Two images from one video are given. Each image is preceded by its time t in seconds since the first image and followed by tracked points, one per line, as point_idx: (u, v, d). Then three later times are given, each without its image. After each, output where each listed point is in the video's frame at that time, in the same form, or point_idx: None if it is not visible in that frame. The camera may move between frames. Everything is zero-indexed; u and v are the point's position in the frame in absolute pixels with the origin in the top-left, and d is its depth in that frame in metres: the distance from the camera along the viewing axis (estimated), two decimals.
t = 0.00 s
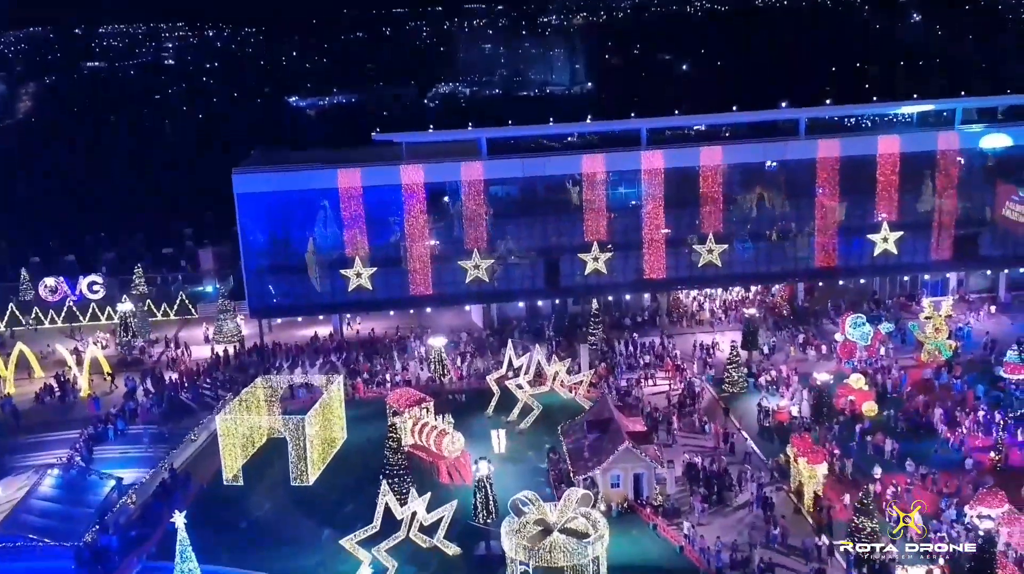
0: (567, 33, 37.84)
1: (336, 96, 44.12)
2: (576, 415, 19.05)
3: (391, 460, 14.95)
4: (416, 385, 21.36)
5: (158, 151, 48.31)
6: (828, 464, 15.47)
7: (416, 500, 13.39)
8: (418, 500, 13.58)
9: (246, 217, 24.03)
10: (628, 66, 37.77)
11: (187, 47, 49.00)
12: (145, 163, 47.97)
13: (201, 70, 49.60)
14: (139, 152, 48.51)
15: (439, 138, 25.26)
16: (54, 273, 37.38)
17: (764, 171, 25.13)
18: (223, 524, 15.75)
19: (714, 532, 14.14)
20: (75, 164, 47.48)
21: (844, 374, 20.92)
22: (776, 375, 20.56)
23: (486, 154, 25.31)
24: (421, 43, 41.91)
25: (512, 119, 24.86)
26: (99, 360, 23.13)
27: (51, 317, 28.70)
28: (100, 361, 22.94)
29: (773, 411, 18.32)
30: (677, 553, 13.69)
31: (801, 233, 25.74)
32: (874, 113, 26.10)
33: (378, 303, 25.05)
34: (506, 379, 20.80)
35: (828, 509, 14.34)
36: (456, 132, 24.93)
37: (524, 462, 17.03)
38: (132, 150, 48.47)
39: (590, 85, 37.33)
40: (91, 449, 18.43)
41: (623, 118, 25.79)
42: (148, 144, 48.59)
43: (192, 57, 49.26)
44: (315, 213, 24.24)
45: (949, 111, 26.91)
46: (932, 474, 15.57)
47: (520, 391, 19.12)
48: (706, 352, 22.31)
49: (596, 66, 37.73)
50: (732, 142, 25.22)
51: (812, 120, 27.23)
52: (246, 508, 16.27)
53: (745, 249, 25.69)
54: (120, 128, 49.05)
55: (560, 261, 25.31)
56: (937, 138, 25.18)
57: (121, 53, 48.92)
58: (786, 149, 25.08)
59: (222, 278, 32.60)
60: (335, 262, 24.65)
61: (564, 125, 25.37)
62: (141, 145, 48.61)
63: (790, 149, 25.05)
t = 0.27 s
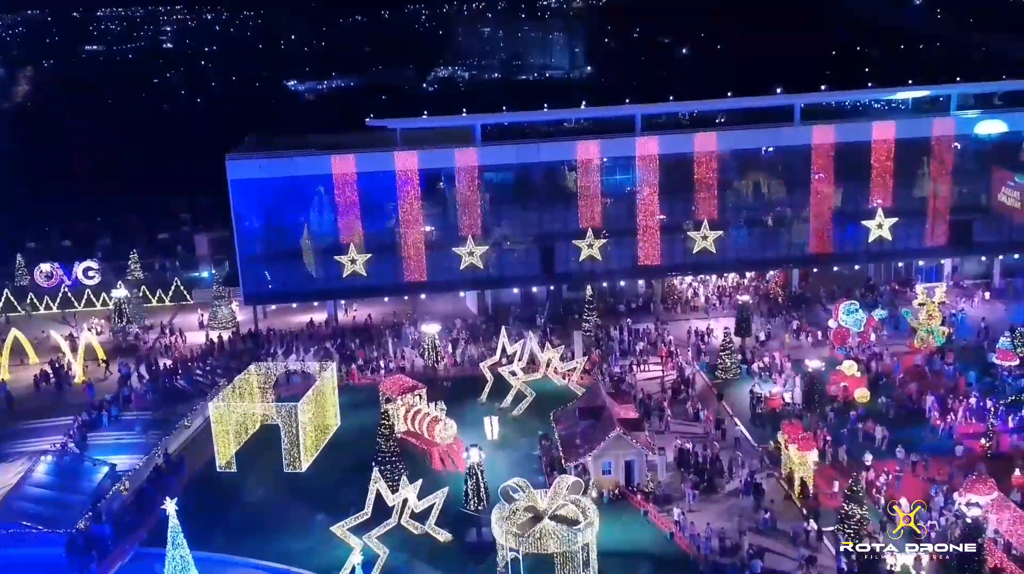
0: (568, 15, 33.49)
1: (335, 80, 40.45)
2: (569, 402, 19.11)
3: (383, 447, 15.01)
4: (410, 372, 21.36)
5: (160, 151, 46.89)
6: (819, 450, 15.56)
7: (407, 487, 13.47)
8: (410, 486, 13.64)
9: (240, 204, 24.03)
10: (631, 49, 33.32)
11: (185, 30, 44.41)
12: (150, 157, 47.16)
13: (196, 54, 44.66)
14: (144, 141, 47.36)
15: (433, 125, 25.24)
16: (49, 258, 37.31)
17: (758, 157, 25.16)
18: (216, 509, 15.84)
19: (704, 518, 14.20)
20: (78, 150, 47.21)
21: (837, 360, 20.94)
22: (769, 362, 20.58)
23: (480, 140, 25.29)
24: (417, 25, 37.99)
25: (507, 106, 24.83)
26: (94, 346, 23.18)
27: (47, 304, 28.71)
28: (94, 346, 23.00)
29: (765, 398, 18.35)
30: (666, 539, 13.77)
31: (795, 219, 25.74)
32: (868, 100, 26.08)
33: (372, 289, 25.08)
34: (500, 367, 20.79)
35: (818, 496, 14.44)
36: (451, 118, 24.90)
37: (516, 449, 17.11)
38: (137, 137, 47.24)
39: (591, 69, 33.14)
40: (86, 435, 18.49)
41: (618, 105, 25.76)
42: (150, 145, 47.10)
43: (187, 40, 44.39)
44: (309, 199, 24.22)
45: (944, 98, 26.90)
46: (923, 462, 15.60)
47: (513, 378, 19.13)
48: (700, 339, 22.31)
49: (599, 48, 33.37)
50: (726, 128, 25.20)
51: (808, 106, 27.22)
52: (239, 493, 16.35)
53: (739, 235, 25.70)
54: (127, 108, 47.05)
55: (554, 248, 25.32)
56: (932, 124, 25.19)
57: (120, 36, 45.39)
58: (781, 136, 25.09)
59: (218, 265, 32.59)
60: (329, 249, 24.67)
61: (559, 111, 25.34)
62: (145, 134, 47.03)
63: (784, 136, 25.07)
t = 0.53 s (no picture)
0: None
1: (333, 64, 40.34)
2: (561, 388, 19.15)
3: (375, 433, 15.02)
4: (404, 358, 21.38)
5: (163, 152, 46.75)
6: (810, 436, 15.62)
7: (398, 473, 13.49)
8: (401, 473, 13.69)
9: (234, 189, 24.00)
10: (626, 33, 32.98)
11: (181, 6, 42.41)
12: (149, 157, 46.81)
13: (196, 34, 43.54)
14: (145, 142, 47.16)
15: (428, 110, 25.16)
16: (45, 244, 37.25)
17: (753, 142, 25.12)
18: (209, 494, 15.90)
19: (695, 503, 14.25)
20: (79, 150, 46.75)
21: (829, 345, 20.99)
22: (764, 347, 20.61)
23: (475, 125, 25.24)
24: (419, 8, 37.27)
25: (501, 90, 24.75)
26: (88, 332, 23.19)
27: (41, 289, 28.70)
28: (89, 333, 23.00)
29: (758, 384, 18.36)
30: (657, 525, 13.83)
31: (790, 204, 25.74)
32: (864, 84, 26.01)
33: (367, 274, 25.08)
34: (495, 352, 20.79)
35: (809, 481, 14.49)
36: (445, 103, 24.83)
37: (508, 434, 17.16)
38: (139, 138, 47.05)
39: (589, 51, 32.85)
40: (79, 421, 18.51)
41: (613, 89, 25.69)
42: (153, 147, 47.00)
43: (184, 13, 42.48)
44: (303, 184, 24.20)
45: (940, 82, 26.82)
46: (914, 448, 15.66)
47: (506, 363, 19.13)
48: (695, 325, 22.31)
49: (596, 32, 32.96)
50: (721, 113, 25.14)
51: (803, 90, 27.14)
52: (232, 478, 16.40)
53: (734, 221, 25.70)
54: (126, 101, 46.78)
55: (549, 233, 25.33)
56: (927, 109, 25.12)
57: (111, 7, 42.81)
58: (776, 121, 25.03)
59: (213, 249, 32.55)
60: (324, 234, 24.65)
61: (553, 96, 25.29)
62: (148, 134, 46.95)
63: (779, 121, 25.01)
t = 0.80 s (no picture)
0: None
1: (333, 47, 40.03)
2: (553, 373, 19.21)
3: (366, 419, 15.05)
4: (397, 343, 21.43)
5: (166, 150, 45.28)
6: (800, 421, 15.68)
7: (389, 458, 13.54)
8: (391, 458, 13.71)
9: (228, 174, 23.98)
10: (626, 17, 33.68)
11: None
12: (151, 158, 45.01)
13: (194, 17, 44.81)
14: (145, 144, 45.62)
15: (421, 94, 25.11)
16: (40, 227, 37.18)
17: (746, 127, 25.10)
18: (200, 480, 15.94)
19: (684, 489, 14.30)
20: (78, 150, 45.08)
21: (821, 330, 21.03)
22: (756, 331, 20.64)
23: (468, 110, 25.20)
24: None
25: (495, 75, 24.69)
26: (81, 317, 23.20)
27: (35, 274, 28.69)
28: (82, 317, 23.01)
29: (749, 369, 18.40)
30: (646, 509, 13.89)
31: (784, 189, 25.72)
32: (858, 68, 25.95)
33: (360, 259, 25.07)
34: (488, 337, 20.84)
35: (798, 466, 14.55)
36: (439, 88, 24.78)
37: (499, 419, 17.22)
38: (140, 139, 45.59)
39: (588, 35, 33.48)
40: (72, 406, 18.54)
41: (607, 74, 25.64)
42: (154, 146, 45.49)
43: None
44: (296, 169, 24.16)
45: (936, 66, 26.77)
46: (904, 433, 15.72)
47: (497, 348, 19.18)
48: (689, 310, 22.33)
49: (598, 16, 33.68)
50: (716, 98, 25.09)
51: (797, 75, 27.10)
52: (224, 463, 16.44)
53: (728, 206, 25.69)
54: (120, 88, 46.86)
55: (542, 219, 25.32)
56: (922, 93, 25.08)
57: None
58: (770, 106, 24.99)
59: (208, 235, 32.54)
60: (317, 219, 24.63)
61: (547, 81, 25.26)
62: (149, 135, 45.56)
63: (773, 106, 24.96)
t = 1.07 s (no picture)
0: None
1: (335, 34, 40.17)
2: (544, 359, 19.25)
3: (356, 405, 15.07)
4: (390, 330, 21.42)
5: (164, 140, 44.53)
6: (790, 408, 15.71)
7: (378, 445, 13.54)
8: (380, 445, 13.72)
9: (220, 159, 23.93)
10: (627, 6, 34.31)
11: None
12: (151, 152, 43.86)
13: None
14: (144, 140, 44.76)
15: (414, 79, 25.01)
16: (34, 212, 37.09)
17: (739, 113, 25.04)
18: (190, 465, 15.96)
19: (673, 475, 14.34)
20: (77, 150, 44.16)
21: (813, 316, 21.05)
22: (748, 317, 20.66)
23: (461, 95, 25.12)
24: None
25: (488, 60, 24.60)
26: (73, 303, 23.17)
27: (29, 260, 28.65)
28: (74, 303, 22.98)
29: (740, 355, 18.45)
30: (635, 495, 13.93)
31: (777, 175, 25.68)
32: (852, 54, 25.87)
33: (353, 245, 25.05)
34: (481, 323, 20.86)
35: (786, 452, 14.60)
36: (431, 73, 24.70)
37: (490, 405, 17.25)
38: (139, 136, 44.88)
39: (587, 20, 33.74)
40: (64, 392, 18.54)
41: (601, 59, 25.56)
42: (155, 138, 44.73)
43: None
44: (288, 154, 24.09)
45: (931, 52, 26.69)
46: (893, 419, 15.76)
47: (489, 335, 19.19)
48: (681, 296, 22.33)
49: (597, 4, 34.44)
50: (709, 83, 25.01)
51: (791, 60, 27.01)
52: (215, 449, 16.46)
53: (721, 192, 25.68)
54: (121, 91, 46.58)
55: (536, 205, 25.28)
56: (916, 78, 25.03)
57: None
58: (764, 92, 24.87)
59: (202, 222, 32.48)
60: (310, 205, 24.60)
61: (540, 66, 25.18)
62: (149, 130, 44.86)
63: (767, 91, 24.84)
